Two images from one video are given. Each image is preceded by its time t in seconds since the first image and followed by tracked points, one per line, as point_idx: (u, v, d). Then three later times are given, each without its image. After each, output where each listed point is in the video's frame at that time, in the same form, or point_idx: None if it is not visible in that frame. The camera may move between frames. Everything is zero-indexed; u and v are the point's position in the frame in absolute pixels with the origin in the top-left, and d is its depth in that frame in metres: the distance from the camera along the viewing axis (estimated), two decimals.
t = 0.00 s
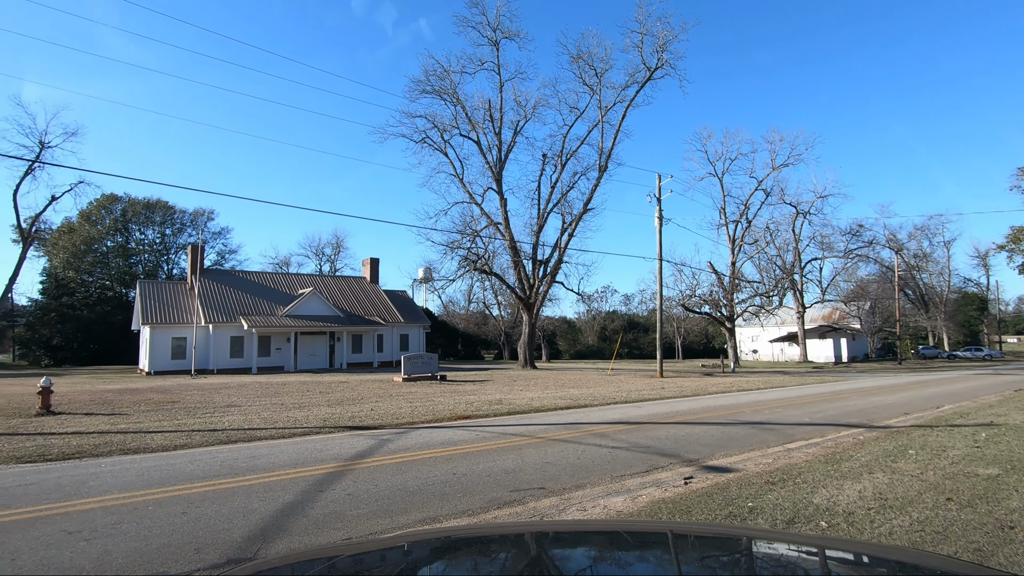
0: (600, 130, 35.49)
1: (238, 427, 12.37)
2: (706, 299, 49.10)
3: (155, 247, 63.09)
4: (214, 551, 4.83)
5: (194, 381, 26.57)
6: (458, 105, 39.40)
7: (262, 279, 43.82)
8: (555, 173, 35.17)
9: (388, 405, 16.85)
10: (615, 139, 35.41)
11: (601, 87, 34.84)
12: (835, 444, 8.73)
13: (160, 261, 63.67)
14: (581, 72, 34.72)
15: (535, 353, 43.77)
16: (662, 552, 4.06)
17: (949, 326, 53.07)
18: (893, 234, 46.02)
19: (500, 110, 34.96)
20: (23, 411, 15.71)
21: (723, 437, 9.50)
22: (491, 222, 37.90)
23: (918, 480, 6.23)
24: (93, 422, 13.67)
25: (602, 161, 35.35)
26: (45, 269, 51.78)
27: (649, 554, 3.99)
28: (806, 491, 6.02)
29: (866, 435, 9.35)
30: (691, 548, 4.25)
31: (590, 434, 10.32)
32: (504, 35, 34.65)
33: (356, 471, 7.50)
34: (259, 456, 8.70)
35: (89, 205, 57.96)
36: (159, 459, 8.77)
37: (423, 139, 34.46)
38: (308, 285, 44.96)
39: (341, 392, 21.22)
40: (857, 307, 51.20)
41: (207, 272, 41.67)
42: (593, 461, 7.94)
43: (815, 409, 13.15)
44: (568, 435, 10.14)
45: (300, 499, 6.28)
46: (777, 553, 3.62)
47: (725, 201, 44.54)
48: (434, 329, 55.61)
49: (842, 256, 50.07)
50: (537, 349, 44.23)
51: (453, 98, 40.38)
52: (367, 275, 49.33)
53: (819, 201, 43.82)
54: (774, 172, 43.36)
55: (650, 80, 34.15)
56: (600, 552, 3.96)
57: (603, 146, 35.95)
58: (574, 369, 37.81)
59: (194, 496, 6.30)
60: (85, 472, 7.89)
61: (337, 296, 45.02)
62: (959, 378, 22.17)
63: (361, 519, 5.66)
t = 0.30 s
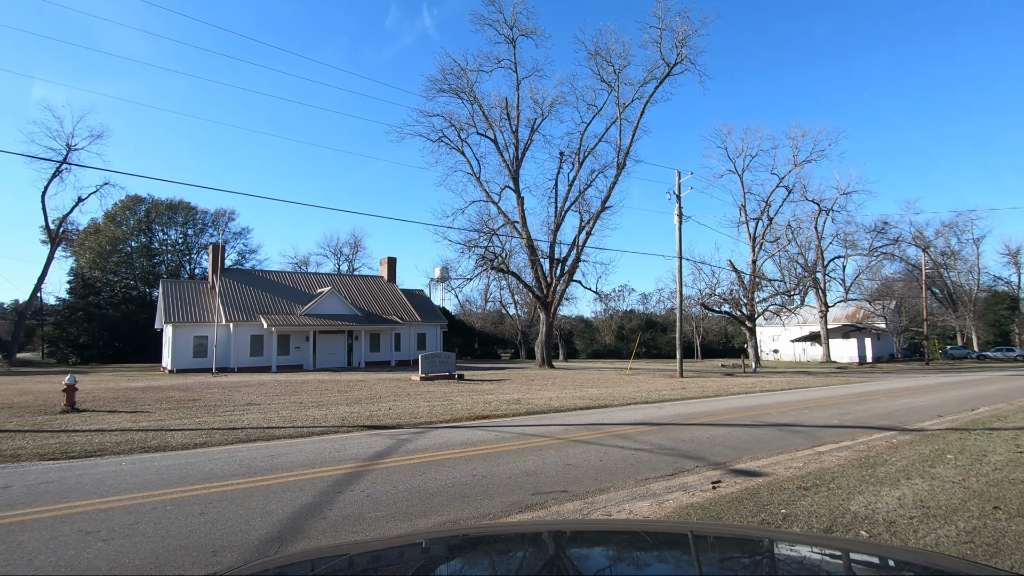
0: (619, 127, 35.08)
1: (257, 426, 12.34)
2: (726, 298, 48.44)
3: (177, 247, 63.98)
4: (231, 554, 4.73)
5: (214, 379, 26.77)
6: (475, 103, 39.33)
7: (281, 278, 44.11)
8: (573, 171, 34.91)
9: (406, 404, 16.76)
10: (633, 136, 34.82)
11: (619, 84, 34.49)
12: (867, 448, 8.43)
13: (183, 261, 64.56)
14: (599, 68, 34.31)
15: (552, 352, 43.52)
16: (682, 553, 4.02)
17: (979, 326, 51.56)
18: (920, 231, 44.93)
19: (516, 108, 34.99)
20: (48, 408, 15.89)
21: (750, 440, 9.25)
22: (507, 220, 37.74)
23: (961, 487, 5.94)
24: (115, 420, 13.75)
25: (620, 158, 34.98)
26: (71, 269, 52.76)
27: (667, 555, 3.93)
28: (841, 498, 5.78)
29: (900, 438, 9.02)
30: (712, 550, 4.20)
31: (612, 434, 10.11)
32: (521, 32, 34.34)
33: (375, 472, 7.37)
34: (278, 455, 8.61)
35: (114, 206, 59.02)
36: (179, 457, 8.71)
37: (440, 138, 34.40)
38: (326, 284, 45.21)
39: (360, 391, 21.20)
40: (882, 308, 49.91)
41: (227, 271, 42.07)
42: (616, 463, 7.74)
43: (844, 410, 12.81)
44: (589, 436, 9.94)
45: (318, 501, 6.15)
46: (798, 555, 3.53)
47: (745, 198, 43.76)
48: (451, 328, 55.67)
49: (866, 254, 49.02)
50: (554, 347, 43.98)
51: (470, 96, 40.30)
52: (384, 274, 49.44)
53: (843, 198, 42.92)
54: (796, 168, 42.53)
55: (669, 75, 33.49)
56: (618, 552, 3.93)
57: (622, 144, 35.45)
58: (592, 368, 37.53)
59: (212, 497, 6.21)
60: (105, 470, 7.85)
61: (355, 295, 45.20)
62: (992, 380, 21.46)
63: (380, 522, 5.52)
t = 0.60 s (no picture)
0: (636, 124, 34.15)
1: (273, 424, 12.25)
2: (745, 297, 47.78)
3: (197, 246, 64.70)
4: (244, 558, 4.58)
5: (233, 377, 26.93)
6: (491, 101, 39.23)
7: (298, 277, 44.31)
8: (588, 169, 34.62)
9: (422, 403, 16.62)
10: (651, 133, 33.93)
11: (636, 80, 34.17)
12: (901, 452, 8.11)
13: (202, 260, 65.26)
14: (616, 64, 33.72)
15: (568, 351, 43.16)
16: (700, 556, 3.94)
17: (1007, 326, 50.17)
18: (945, 228, 43.91)
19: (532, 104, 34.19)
20: (69, 404, 15.99)
21: (776, 444, 8.96)
22: (523, 218, 37.49)
23: (1010, 495, 5.61)
24: (133, 417, 13.77)
25: (637, 155, 33.99)
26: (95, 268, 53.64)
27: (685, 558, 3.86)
28: (880, 506, 5.52)
29: (936, 442, 8.67)
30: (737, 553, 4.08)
31: (634, 436, 9.86)
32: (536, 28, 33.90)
33: (390, 474, 7.20)
34: (293, 454, 8.49)
35: (135, 206, 59.88)
36: (195, 456, 8.61)
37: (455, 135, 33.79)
38: (342, 283, 45.35)
39: (376, 389, 21.12)
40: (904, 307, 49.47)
41: (245, 270, 42.34)
42: (639, 466, 7.51)
43: (871, 413, 12.45)
44: (610, 438, 9.69)
45: (333, 503, 6.00)
46: (821, 559, 3.45)
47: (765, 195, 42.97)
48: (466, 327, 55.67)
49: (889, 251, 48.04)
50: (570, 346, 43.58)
51: (485, 94, 40.21)
52: (400, 273, 49.46)
53: (865, 194, 42.05)
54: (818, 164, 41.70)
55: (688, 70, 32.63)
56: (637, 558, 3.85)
57: (639, 140, 34.81)
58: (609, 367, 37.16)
59: (226, 497, 6.10)
60: (121, 468, 7.75)
61: (371, 294, 45.28)
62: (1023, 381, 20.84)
63: (397, 526, 5.34)
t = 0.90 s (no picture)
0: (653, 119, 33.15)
1: (286, 422, 12.04)
2: (764, 294, 46.99)
3: (215, 245, 65.19)
4: (252, 565, 4.35)
5: (249, 374, 26.94)
6: (505, 97, 38.94)
7: (313, 275, 44.31)
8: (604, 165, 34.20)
9: (437, 401, 16.37)
10: (669, 127, 32.81)
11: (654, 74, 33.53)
12: (942, 457, 7.71)
13: (220, 258, 65.73)
14: (633, 57, 33.04)
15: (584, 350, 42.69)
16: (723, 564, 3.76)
17: None
18: (973, 223, 42.80)
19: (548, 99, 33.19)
20: (86, 400, 15.99)
21: (806, 448, 8.60)
22: (539, 215, 37.11)
23: None
24: (148, 414, 13.69)
25: (655, 151, 32.93)
26: (116, 267, 54.28)
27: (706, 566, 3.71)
28: (928, 517, 5.17)
29: (978, 446, 8.25)
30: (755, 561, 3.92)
31: (657, 437, 9.54)
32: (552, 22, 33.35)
33: (405, 476, 6.94)
34: (305, 454, 8.26)
35: (155, 205, 60.50)
36: (206, 455, 8.40)
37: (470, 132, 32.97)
38: (358, 281, 45.33)
39: (390, 387, 20.90)
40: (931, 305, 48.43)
41: (261, 267, 42.47)
42: (664, 469, 7.18)
43: (902, 414, 12.02)
44: (632, 438, 9.37)
45: (345, 506, 5.75)
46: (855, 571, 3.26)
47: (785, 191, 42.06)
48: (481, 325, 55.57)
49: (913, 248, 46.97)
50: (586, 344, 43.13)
51: (500, 90, 39.91)
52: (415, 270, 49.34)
53: (888, 189, 41.09)
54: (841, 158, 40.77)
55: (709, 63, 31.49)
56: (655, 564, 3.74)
57: (656, 135, 33.92)
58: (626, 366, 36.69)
59: (235, 499, 5.87)
60: (130, 468, 7.56)
61: (386, 292, 45.20)
62: None
63: (411, 531, 5.08)
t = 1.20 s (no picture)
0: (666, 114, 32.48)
1: (294, 422, 11.80)
2: (779, 292, 46.30)
3: (227, 244, 65.49)
4: None
5: (260, 372, 26.85)
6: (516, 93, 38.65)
7: (324, 273, 44.24)
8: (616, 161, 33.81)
9: (447, 401, 16.09)
10: (682, 124, 31.83)
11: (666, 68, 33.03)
12: (980, 461, 7.31)
13: (232, 258, 66.05)
14: (645, 51, 32.53)
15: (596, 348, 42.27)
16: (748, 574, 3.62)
17: None
18: (994, 219, 41.88)
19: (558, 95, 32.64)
20: (96, 399, 15.87)
21: (833, 451, 8.24)
22: (550, 212, 36.75)
23: None
24: (155, 413, 13.50)
25: (667, 146, 32.35)
26: (130, 266, 54.62)
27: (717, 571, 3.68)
28: (974, 528, 4.84)
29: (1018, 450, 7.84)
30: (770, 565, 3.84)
31: (676, 439, 9.19)
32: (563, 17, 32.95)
33: (413, 480, 6.65)
34: (312, 457, 7.99)
35: (168, 205, 60.84)
36: (210, 457, 8.15)
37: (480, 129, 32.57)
38: (368, 279, 45.23)
39: (401, 386, 20.65)
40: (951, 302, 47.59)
41: (272, 266, 42.47)
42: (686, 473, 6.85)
43: (930, 415, 11.61)
44: (650, 440, 9.03)
45: (350, 513, 5.48)
46: None
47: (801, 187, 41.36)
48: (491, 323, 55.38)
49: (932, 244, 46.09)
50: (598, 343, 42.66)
51: (510, 86, 39.56)
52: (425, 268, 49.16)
53: (905, 184, 40.31)
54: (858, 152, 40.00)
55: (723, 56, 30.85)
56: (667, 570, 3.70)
57: (669, 130, 33.34)
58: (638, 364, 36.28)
59: (238, 504, 5.63)
60: (131, 469, 7.32)
61: (397, 290, 45.05)
62: None
63: (419, 541, 4.78)
